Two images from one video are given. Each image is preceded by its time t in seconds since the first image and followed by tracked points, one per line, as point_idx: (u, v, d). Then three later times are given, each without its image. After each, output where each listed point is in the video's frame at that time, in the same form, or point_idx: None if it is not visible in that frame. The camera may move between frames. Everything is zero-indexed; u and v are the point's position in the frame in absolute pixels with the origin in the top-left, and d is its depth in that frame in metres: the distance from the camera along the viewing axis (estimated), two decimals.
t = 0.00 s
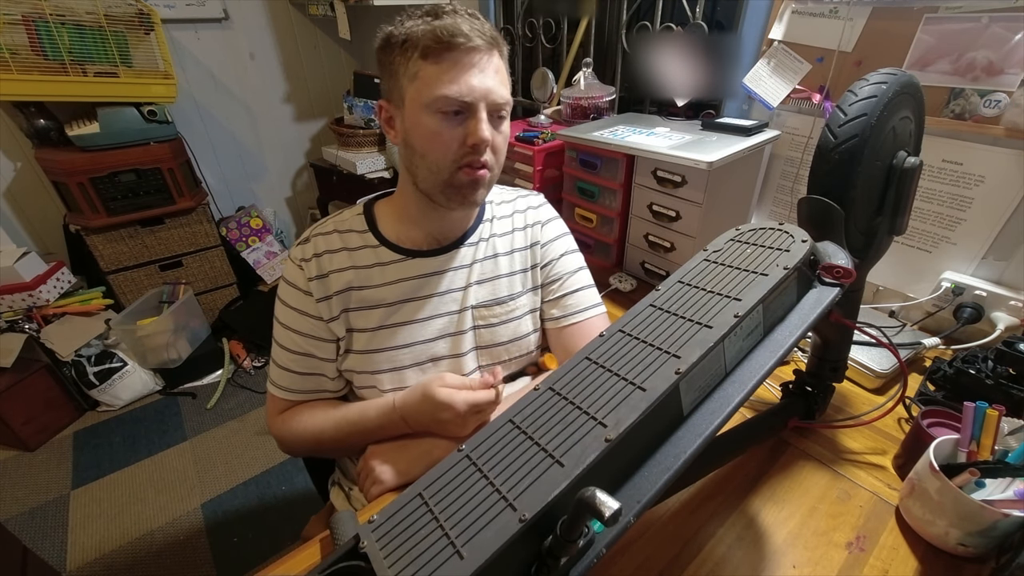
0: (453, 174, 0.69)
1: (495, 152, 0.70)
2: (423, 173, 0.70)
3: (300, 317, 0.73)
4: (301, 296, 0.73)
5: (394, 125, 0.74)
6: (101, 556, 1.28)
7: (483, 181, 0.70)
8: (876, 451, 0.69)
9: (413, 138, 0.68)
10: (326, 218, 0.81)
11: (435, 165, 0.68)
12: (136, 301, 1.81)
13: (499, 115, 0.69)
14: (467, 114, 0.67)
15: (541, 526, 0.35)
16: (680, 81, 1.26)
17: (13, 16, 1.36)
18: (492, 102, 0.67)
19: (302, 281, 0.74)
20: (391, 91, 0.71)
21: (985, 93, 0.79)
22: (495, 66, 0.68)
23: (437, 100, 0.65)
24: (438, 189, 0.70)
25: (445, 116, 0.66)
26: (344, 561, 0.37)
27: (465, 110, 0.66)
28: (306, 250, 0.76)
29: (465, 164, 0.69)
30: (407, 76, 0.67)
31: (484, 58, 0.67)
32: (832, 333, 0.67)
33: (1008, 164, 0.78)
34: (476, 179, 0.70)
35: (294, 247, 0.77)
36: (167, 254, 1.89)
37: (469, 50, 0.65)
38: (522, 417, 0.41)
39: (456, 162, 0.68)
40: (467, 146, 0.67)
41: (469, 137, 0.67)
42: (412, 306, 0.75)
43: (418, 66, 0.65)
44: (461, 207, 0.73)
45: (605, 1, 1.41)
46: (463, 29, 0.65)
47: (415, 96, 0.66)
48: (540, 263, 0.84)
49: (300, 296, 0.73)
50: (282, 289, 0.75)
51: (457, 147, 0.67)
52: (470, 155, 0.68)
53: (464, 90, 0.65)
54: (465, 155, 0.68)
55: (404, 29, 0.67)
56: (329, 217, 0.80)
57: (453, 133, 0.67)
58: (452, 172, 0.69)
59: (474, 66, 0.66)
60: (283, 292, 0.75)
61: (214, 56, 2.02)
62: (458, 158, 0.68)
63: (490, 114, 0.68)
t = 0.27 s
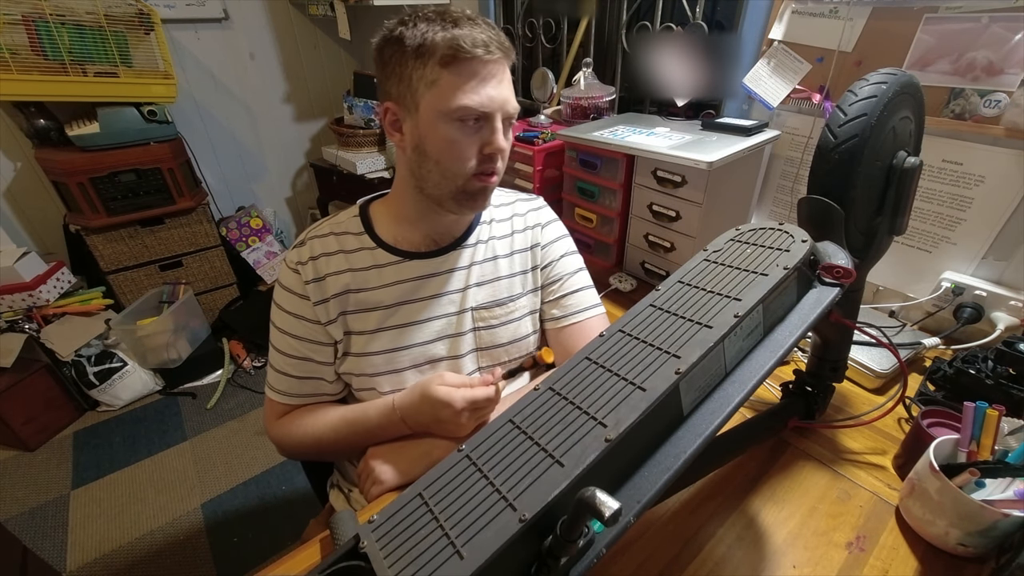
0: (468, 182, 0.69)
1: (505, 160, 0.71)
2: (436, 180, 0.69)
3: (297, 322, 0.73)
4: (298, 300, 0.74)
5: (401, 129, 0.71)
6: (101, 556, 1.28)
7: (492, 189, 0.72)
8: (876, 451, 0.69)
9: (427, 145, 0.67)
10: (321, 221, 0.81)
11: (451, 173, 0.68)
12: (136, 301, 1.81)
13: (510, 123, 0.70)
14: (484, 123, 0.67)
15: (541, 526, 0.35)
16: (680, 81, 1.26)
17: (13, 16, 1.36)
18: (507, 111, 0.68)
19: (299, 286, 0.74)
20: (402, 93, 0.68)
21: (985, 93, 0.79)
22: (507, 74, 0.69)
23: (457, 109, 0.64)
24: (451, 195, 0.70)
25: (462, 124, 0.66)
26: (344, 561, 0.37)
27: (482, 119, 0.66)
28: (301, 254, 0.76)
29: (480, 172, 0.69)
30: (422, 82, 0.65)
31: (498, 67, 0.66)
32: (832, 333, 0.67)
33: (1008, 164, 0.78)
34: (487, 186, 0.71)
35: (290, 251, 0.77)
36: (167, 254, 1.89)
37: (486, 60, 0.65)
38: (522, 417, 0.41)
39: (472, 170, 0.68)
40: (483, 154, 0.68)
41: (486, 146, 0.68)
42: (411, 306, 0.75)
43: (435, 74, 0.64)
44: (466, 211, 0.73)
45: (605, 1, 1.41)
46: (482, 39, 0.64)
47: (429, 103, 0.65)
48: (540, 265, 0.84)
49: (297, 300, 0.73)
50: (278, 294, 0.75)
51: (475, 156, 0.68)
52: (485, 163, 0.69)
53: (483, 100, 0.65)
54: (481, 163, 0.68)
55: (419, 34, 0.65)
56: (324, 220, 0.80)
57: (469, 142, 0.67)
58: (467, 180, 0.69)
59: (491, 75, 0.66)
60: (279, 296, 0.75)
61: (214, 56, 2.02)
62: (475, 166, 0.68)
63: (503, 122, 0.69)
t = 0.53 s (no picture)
0: (477, 183, 0.70)
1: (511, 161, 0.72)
2: (446, 181, 0.70)
3: (296, 321, 0.73)
4: (296, 300, 0.73)
5: (409, 131, 0.71)
6: (101, 556, 1.28)
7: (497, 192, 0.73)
8: (876, 451, 0.69)
9: (438, 146, 0.67)
10: (319, 220, 0.81)
11: (461, 174, 0.69)
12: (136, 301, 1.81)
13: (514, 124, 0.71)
14: (495, 125, 0.68)
15: (541, 526, 0.35)
16: (680, 81, 1.26)
17: (13, 16, 1.36)
18: (514, 113, 0.70)
19: (298, 285, 0.74)
20: (411, 95, 0.68)
21: (985, 93, 0.79)
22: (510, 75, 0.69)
23: (469, 111, 0.65)
24: (460, 197, 0.71)
25: (473, 126, 0.66)
26: (344, 561, 0.37)
27: (493, 121, 0.67)
28: (300, 253, 0.76)
29: (488, 173, 0.70)
30: (433, 84, 0.65)
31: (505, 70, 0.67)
32: (832, 333, 0.67)
33: (1008, 163, 0.78)
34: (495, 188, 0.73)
35: (289, 250, 0.77)
36: (167, 254, 1.89)
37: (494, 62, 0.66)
38: (522, 417, 0.41)
39: (481, 171, 0.69)
40: (493, 155, 0.69)
41: (497, 147, 0.69)
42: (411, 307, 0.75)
43: (447, 76, 0.64)
44: (472, 212, 0.74)
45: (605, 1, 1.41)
46: (491, 42, 0.65)
47: (440, 105, 0.65)
48: (538, 265, 0.85)
49: (296, 300, 0.73)
50: (276, 293, 0.74)
51: (486, 158, 0.69)
52: (494, 164, 0.70)
53: (494, 102, 0.66)
54: (492, 163, 0.70)
55: (428, 37, 0.65)
56: (322, 219, 0.80)
57: (480, 144, 0.67)
58: (476, 181, 0.70)
59: (499, 77, 0.67)
60: (277, 296, 0.74)
61: (214, 56, 2.02)
62: (485, 167, 0.69)
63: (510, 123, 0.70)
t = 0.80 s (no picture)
0: (485, 188, 0.71)
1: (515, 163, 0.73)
2: (455, 186, 0.70)
3: (294, 319, 0.72)
4: (294, 297, 0.73)
5: (418, 138, 0.71)
6: (101, 556, 1.28)
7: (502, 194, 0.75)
8: (876, 451, 0.69)
9: (447, 153, 0.68)
10: (316, 218, 0.80)
11: (470, 180, 0.69)
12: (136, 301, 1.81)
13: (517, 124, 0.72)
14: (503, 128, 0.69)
15: (541, 526, 0.35)
16: (679, 81, 1.26)
17: (13, 16, 1.37)
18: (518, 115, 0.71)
19: (296, 282, 0.73)
20: (418, 101, 0.67)
21: (985, 93, 0.79)
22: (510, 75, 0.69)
23: (479, 117, 0.66)
24: (469, 201, 0.72)
25: (484, 130, 0.67)
26: (344, 561, 0.37)
27: (500, 125, 0.68)
28: (298, 250, 0.75)
29: (495, 176, 0.72)
30: (443, 91, 0.65)
31: (507, 75, 0.68)
32: (832, 333, 0.67)
33: (1008, 164, 0.78)
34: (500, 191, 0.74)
35: (286, 247, 0.76)
36: (167, 254, 1.89)
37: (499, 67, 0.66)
38: (522, 417, 0.41)
39: (489, 176, 0.70)
40: (502, 159, 0.70)
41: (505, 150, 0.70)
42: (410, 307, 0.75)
43: (456, 83, 0.64)
44: (473, 214, 0.74)
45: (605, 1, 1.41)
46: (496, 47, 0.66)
47: (450, 112, 0.65)
48: (537, 265, 0.85)
49: (294, 297, 0.73)
50: (272, 290, 0.74)
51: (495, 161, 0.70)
52: (501, 166, 0.71)
53: (501, 106, 0.67)
54: (499, 166, 0.71)
55: (433, 44, 0.65)
56: (319, 217, 0.80)
57: (491, 148, 0.68)
58: (484, 185, 0.71)
59: (504, 81, 0.67)
60: (273, 293, 0.74)
61: (214, 56, 2.02)
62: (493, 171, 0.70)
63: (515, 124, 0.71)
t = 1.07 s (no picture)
0: (477, 191, 0.72)
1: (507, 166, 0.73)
2: (448, 189, 0.71)
3: (288, 320, 0.72)
4: (289, 298, 0.73)
5: (410, 141, 0.71)
6: (101, 556, 1.28)
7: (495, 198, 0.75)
8: (876, 451, 0.69)
9: (439, 156, 0.68)
10: (312, 218, 0.80)
11: (463, 183, 0.70)
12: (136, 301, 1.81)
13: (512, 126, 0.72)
14: (495, 133, 0.69)
15: (541, 526, 0.35)
16: (680, 81, 1.26)
17: (13, 16, 1.36)
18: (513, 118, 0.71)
19: (291, 283, 0.73)
20: (411, 104, 0.68)
21: (985, 93, 0.79)
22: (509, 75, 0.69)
23: (471, 121, 0.66)
24: (462, 203, 0.72)
25: (472, 134, 0.67)
26: (344, 561, 0.37)
27: (492, 130, 0.68)
28: (293, 250, 0.75)
29: (488, 179, 0.72)
30: (434, 93, 0.65)
31: (504, 78, 0.68)
32: (832, 333, 0.67)
33: (1008, 164, 0.78)
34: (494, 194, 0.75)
35: (281, 248, 0.76)
36: (167, 254, 1.89)
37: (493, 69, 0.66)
38: (522, 417, 0.41)
39: (481, 179, 0.71)
40: (494, 161, 0.70)
41: (497, 154, 0.70)
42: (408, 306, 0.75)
43: (448, 85, 0.64)
44: (472, 214, 0.74)
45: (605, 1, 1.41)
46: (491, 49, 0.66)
47: (440, 114, 0.66)
48: (533, 264, 0.85)
49: (289, 298, 0.73)
50: (267, 291, 0.74)
51: (486, 165, 0.70)
52: (494, 170, 0.71)
53: (494, 109, 0.67)
54: (491, 170, 0.71)
55: (427, 46, 0.65)
56: (315, 217, 0.80)
57: (481, 152, 0.68)
58: (476, 189, 0.71)
59: (499, 85, 0.67)
60: (268, 294, 0.73)
61: (214, 56, 2.02)
62: (485, 175, 0.71)
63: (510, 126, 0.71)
